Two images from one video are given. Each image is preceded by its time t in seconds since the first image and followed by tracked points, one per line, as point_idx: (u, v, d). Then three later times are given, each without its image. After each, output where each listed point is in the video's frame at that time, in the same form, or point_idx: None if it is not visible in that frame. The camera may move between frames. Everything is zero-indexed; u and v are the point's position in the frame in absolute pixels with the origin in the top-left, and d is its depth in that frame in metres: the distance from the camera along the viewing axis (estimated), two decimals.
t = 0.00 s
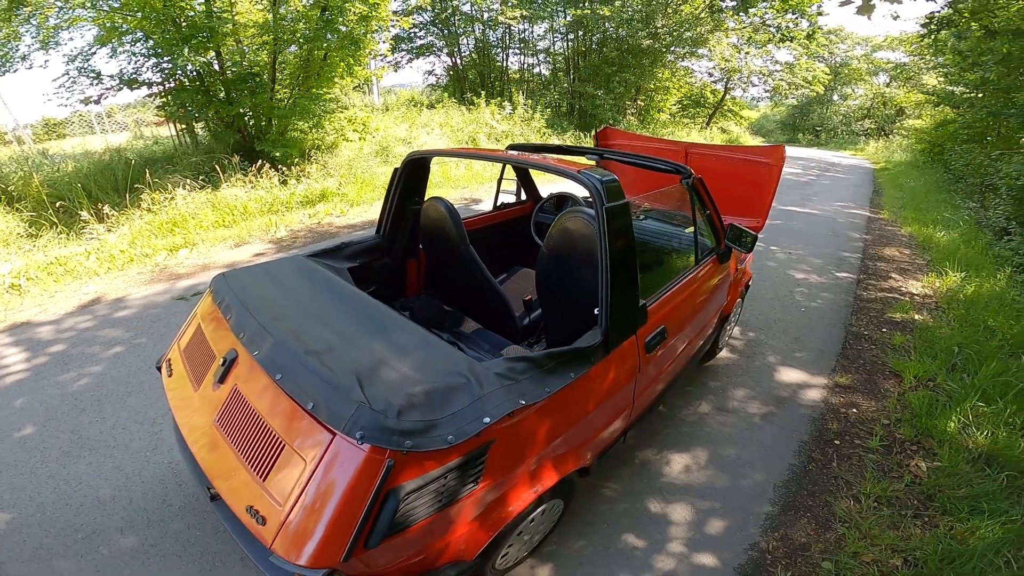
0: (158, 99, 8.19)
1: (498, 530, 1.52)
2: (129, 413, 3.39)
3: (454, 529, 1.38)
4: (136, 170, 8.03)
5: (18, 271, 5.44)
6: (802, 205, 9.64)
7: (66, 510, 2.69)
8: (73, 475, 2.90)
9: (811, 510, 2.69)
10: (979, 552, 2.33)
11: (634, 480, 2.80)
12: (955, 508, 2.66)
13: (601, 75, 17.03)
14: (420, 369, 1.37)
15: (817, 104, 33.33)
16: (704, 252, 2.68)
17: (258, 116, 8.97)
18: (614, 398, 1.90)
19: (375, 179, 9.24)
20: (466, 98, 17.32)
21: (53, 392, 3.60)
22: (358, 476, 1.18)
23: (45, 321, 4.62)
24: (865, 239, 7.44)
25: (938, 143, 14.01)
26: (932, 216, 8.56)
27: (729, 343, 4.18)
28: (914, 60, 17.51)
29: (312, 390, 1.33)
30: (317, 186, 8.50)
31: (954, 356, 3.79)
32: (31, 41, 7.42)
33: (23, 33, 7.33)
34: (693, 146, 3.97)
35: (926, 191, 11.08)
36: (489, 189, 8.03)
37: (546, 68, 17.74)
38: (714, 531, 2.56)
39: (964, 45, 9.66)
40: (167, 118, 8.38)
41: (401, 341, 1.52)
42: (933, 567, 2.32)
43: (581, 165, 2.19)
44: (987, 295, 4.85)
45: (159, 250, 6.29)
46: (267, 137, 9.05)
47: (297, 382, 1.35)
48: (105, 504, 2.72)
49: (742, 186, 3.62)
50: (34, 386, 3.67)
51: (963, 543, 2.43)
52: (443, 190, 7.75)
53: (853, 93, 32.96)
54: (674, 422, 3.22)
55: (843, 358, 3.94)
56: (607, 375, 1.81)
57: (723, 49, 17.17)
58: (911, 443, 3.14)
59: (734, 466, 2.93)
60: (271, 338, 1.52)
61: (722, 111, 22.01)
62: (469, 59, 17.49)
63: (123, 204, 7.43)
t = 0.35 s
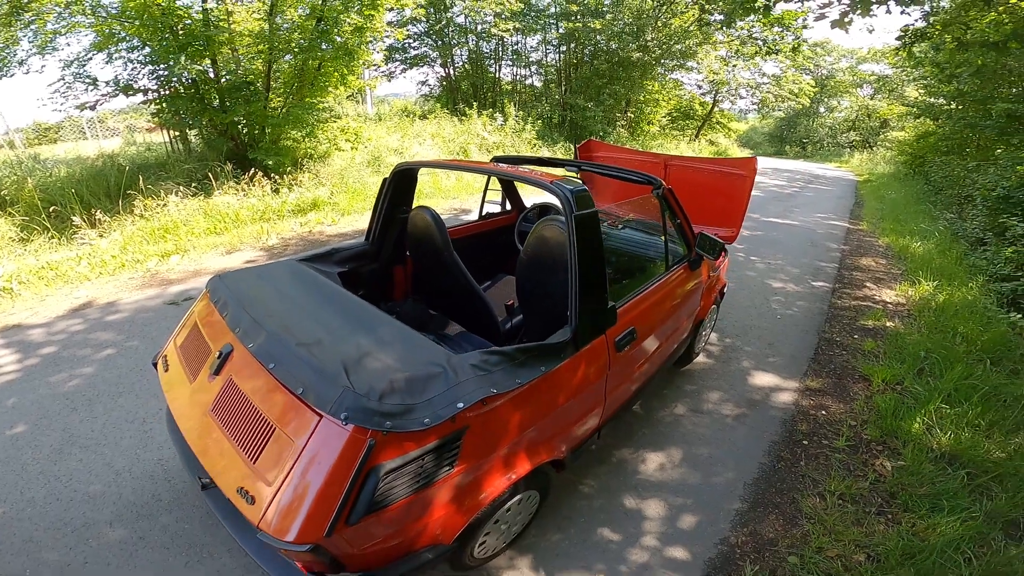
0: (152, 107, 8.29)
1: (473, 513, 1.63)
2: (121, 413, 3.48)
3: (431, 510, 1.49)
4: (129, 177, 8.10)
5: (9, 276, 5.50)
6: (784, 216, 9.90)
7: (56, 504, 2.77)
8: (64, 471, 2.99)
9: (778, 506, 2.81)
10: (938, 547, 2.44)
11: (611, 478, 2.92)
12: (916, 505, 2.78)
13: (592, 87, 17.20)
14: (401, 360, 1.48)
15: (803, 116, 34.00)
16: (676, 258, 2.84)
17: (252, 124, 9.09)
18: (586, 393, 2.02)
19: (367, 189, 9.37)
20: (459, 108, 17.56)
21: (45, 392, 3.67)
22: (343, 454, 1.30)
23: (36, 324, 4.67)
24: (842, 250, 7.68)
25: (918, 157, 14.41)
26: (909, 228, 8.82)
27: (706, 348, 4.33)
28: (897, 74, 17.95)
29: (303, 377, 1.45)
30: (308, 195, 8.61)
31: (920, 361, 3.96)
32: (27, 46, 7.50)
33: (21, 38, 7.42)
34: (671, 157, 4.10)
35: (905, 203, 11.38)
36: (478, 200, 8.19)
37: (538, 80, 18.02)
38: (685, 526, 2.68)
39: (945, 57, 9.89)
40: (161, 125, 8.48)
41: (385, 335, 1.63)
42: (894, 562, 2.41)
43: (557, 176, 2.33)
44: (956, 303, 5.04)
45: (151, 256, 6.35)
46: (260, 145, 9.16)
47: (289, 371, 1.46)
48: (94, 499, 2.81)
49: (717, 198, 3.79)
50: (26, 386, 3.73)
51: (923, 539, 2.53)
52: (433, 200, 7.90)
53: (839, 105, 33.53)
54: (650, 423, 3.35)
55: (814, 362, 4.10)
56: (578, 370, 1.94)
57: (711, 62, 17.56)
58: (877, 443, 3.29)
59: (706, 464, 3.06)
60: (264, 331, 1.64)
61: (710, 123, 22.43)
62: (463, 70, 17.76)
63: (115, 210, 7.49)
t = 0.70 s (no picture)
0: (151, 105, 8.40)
1: (472, 480, 1.76)
2: (124, 400, 3.57)
3: (434, 473, 1.62)
4: (126, 173, 8.17)
5: (8, 269, 5.57)
6: (771, 219, 10.17)
7: (62, 488, 2.85)
8: (70, 456, 3.06)
9: (759, 489, 2.93)
10: (910, 529, 2.55)
11: (600, 460, 3.06)
12: (888, 488, 2.90)
13: (586, 91, 17.46)
14: (409, 330, 1.63)
15: (794, 122, 34.46)
16: (661, 251, 3.02)
17: (249, 124, 9.20)
18: (575, 372, 2.18)
19: (362, 189, 9.47)
20: (454, 111, 17.74)
21: (49, 379, 3.77)
22: (358, 413, 1.44)
23: (37, 316, 4.75)
24: (826, 251, 7.95)
25: (902, 162, 14.76)
26: (892, 231, 9.10)
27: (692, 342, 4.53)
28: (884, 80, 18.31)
29: (321, 345, 1.59)
30: (305, 195, 8.74)
31: (894, 355, 4.14)
32: (26, 43, 7.56)
33: (19, 35, 7.47)
34: (659, 159, 4.27)
35: (889, 208, 11.68)
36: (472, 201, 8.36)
37: (533, 83, 18.23)
38: (671, 505, 2.80)
39: (929, 66, 10.19)
40: (159, 123, 8.59)
41: (393, 311, 1.78)
42: (868, 542, 2.52)
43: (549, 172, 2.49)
44: (931, 302, 5.27)
45: (149, 251, 6.45)
46: (257, 144, 9.28)
47: (308, 340, 1.61)
48: (100, 483, 2.89)
49: (703, 198, 3.99)
50: (29, 375, 3.82)
51: (895, 521, 2.64)
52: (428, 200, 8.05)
53: (828, 111, 33.98)
54: (639, 411, 3.50)
55: (795, 356, 4.30)
56: (569, 349, 2.09)
57: (703, 67, 17.85)
58: (851, 430, 3.44)
59: (690, 449, 3.21)
60: (283, 307, 1.78)
61: (702, 128, 22.78)
62: (458, 73, 17.97)
63: (112, 206, 7.55)
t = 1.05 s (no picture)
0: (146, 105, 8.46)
1: (470, 460, 1.86)
2: (125, 394, 3.42)
3: (435, 451, 1.72)
4: (121, 174, 8.21)
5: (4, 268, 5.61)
6: (759, 222, 10.39)
7: (66, 478, 2.66)
8: (72, 447, 2.89)
9: (742, 476, 2.90)
10: (887, 514, 2.48)
11: (590, 448, 3.07)
12: (865, 475, 2.85)
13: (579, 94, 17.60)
14: (412, 315, 1.76)
15: (783, 126, 34.98)
16: (648, 249, 3.15)
17: (245, 126, 9.29)
18: (566, 360, 2.30)
19: (357, 190, 9.54)
20: (447, 114, 17.89)
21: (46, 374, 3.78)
22: (367, 389, 1.54)
23: (34, 313, 4.79)
24: (810, 253, 8.17)
25: (887, 167, 15.09)
26: (876, 234, 9.33)
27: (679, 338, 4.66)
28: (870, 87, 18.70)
29: (331, 328, 1.71)
30: (300, 196, 8.82)
31: (874, 351, 4.26)
32: (22, 43, 7.60)
33: (13, 34, 7.48)
34: (648, 162, 4.43)
35: (874, 211, 11.93)
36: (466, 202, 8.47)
37: (526, 87, 18.41)
38: (660, 490, 2.79)
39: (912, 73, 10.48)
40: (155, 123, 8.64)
41: (397, 299, 1.90)
42: (846, 527, 2.44)
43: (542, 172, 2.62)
44: (909, 302, 5.46)
45: (145, 250, 6.49)
46: (253, 146, 9.36)
47: (318, 323, 1.72)
48: (105, 473, 2.70)
49: (689, 199, 4.15)
50: (30, 369, 3.76)
51: (873, 507, 2.57)
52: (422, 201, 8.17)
53: (816, 115, 34.45)
54: (628, 403, 3.55)
55: (777, 352, 4.44)
56: (560, 337, 2.22)
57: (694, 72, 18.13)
58: (831, 422, 3.44)
59: (677, 438, 3.24)
60: (294, 296, 1.90)
61: (693, 132, 23.11)
62: (451, 76, 18.15)
63: (108, 205, 7.59)
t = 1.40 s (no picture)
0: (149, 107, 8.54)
1: (471, 456, 1.90)
2: (131, 391, 3.29)
3: (438, 446, 1.76)
4: (124, 174, 8.26)
5: (8, 268, 5.66)
6: (757, 223, 10.46)
7: (73, 475, 2.53)
8: (79, 444, 2.75)
9: (739, 472, 2.85)
10: (879, 511, 2.44)
11: (589, 444, 3.00)
12: (859, 472, 2.81)
13: (578, 96, 17.57)
14: (417, 313, 1.82)
15: (782, 128, 35.07)
16: (646, 249, 3.22)
17: (247, 128, 9.37)
18: (565, 358, 2.36)
19: (358, 191, 9.60)
20: (448, 115, 17.97)
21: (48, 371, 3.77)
22: (374, 383, 1.59)
23: (39, 312, 4.83)
24: (808, 254, 8.24)
25: (886, 168, 15.16)
26: (873, 235, 9.40)
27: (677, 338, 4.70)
28: (869, 88, 18.76)
29: (339, 326, 1.76)
30: (301, 196, 8.87)
31: (869, 351, 4.31)
32: (25, 44, 7.66)
33: (18, 36, 7.56)
34: (646, 164, 4.49)
35: (872, 213, 11.99)
36: (466, 203, 8.52)
37: (526, 88, 18.46)
38: (658, 486, 2.73)
39: (910, 75, 10.54)
40: (158, 125, 8.72)
41: (402, 298, 1.95)
42: (840, 523, 2.40)
43: (542, 174, 2.68)
44: (904, 303, 5.53)
45: (148, 250, 6.55)
46: (254, 147, 9.43)
47: (327, 321, 1.78)
48: (112, 470, 2.56)
49: (686, 199, 4.21)
50: (34, 367, 3.71)
51: (866, 504, 2.52)
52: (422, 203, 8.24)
53: (816, 117, 34.54)
54: (626, 400, 3.52)
55: (774, 352, 4.47)
56: (559, 335, 2.28)
57: (693, 74, 18.21)
58: (825, 420, 3.42)
59: (675, 435, 3.18)
60: (301, 295, 1.96)
61: (692, 134, 23.21)
62: (451, 77, 18.22)
63: (111, 205, 7.65)
